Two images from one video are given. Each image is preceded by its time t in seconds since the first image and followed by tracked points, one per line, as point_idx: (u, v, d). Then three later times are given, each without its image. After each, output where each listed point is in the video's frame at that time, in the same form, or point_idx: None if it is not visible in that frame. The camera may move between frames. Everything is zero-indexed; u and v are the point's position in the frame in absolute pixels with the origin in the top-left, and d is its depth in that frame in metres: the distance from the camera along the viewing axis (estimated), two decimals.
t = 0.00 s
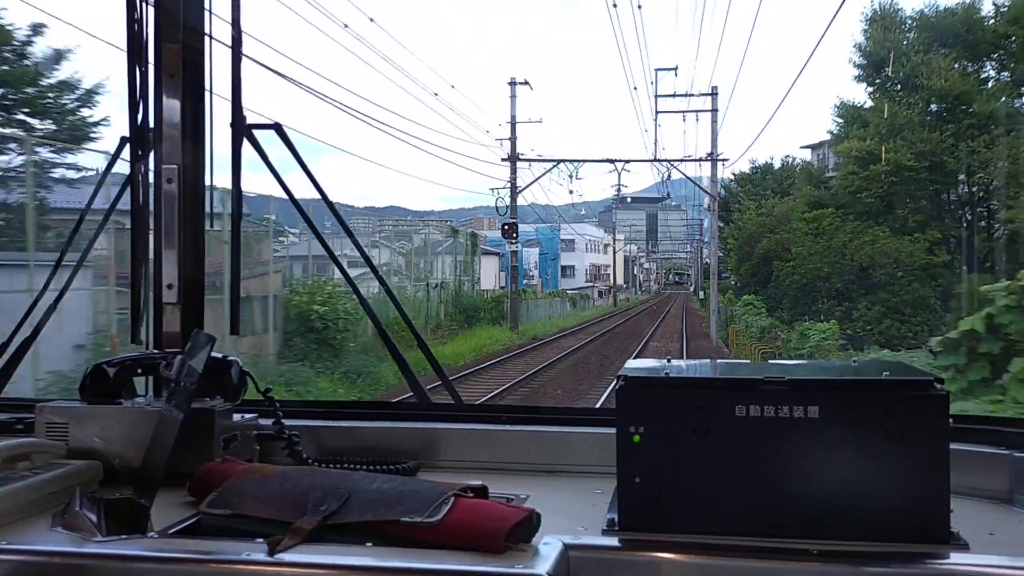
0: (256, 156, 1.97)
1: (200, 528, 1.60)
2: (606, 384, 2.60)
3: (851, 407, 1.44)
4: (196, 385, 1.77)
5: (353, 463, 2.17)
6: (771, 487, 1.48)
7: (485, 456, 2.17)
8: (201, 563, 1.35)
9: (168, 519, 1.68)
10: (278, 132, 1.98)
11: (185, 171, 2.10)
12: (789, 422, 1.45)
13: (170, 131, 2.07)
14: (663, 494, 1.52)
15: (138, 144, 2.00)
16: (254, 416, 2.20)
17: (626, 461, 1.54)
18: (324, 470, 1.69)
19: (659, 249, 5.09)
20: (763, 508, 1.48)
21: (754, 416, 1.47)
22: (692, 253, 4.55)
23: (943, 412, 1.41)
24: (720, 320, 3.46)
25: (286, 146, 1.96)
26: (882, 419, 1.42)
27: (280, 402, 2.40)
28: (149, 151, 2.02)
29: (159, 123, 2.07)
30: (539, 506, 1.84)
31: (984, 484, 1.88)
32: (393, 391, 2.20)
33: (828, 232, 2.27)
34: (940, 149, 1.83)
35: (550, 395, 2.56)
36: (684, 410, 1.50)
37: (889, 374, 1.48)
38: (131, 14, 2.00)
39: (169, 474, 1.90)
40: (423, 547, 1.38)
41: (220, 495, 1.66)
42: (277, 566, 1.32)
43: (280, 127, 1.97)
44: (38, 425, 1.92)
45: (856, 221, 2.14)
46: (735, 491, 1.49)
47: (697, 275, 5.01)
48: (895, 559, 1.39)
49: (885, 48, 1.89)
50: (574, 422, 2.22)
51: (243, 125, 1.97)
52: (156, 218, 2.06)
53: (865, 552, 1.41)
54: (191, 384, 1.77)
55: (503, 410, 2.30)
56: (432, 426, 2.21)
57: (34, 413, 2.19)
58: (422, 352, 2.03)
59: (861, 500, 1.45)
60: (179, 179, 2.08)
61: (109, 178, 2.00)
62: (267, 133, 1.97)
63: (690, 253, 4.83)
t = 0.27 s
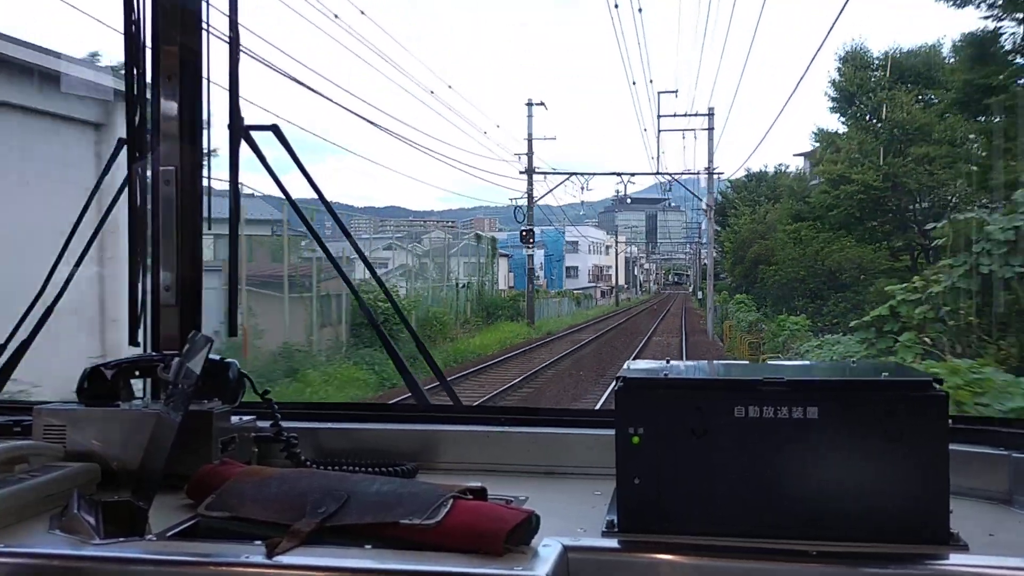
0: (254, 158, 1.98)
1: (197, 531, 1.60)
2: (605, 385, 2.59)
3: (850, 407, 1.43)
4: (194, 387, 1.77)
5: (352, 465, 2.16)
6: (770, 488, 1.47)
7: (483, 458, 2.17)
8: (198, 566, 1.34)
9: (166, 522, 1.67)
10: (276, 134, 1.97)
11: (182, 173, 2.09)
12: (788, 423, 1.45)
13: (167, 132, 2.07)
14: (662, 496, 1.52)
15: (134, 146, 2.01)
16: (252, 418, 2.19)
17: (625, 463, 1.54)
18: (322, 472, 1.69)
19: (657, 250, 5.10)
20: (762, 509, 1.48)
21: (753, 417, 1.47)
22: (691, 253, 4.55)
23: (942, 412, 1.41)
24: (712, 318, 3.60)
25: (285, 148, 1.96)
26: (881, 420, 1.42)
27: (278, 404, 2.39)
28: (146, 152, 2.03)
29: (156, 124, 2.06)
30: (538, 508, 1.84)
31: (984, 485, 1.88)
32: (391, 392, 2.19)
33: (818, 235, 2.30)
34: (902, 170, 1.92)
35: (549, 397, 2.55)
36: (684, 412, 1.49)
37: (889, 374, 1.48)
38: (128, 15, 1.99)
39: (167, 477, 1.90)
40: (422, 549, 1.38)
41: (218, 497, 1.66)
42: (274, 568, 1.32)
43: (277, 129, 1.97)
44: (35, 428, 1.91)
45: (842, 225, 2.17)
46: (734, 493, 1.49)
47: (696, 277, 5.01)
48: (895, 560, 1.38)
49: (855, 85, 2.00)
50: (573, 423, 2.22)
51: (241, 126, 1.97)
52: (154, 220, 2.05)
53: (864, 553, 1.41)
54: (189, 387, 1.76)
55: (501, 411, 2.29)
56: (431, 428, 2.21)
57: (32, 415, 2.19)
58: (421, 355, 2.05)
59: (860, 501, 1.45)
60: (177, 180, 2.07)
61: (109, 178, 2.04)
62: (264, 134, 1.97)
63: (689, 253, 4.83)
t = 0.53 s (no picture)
0: (255, 164, 2.00)
1: (199, 535, 1.60)
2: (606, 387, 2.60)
3: (851, 408, 1.43)
4: (195, 392, 1.76)
5: (354, 468, 2.16)
6: (771, 490, 1.47)
7: (485, 460, 2.17)
8: (200, 569, 1.34)
9: (168, 526, 1.67)
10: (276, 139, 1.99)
11: (183, 177, 2.10)
12: (789, 424, 1.45)
13: (168, 137, 2.07)
14: (664, 497, 1.52)
15: (134, 151, 2.00)
16: (254, 421, 2.19)
17: (626, 464, 1.54)
18: (323, 475, 1.69)
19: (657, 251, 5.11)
20: (763, 509, 1.48)
21: (754, 418, 1.47)
22: (692, 254, 4.56)
23: (943, 412, 1.41)
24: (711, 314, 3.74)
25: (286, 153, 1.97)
26: (882, 420, 1.42)
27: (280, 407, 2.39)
28: (146, 158, 2.02)
29: (156, 129, 2.07)
30: (540, 510, 1.84)
31: (986, 484, 1.88)
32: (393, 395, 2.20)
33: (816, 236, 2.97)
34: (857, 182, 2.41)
35: (550, 399, 2.56)
36: (685, 413, 1.49)
37: (890, 375, 1.48)
38: (128, 20, 2.00)
39: (169, 481, 1.90)
40: (423, 552, 1.38)
41: (220, 501, 1.66)
42: (276, 572, 1.32)
43: (278, 135, 1.99)
44: (36, 433, 1.91)
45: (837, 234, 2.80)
46: (736, 493, 1.49)
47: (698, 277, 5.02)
48: (896, 561, 1.38)
49: (829, 118, 2.58)
50: (574, 425, 2.22)
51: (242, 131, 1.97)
52: (154, 224, 2.07)
53: (866, 553, 1.41)
54: (190, 392, 1.75)
55: (503, 414, 2.29)
56: (433, 430, 2.21)
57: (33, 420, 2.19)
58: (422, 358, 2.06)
59: (862, 501, 1.45)
60: (177, 185, 2.08)
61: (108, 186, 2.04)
62: (265, 139, 1.98)
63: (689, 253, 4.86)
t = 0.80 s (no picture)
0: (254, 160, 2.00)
1: (198, 533, 1.60)
2: (606, 388, 2.60)
3: (850, 408, 1.44)
4: (195, 391, 1.76)
5: (353, 467, 2.16)
6: (770, 490, 1.48)
7: (484, 460, 2.17)
8: (199, 568, 1.34)
9: (167, 524, 1.67)
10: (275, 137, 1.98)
11: (183, 176, 2.10)
12: (788, 425, 1.45)
13: (168, 136, 2.07)
14: (662, 498, 1.52)
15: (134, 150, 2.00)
16: (253, 420, 2.19)
17: (625, 464, 1.54)
18: (322, 475, 1.69)
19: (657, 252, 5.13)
20: (762, 510, 1.48)
21: (754, 418, 1.47)
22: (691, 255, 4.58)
23: (941, 413, 1.41)
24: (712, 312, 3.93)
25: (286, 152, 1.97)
26: (880, 421, 1.43)
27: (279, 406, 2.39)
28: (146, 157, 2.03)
29: (157, 128, 2.07)
30: (538, 510, 1.84)
31: (984, 485, 1.88)
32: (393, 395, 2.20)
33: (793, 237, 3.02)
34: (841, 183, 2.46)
35: (549, 399, 2.56)
36: (684, 413, 1.50)
37: (889, 376, 1.48)
38: (128, 19, 2.00)
39: (168, 480, 1.90)
40: (422, 551, 1.38)
41: (219, 499, 1.66)
42: (275, 570, 1.32)
43: (278, 132, 1.97)
44: (35, 431, 1.91)
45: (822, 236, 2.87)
46: (734, 494, 1.49)
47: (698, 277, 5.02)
48: (895, 561, 1.38)
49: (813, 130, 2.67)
50: (574, 425, 2.22)
51: (242, 130, 1.97)
52: (154, 222, 2.07)
53: (864, 554, 1.41)
54: (189, 390, 1.75)
55: (503, 413, 2.30)
56: (432, 430, 2.21)
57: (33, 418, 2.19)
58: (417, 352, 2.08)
59: (860, 502, 1.45)
60: (177, 183, 2.08)
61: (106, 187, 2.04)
62: (265, 137, 1.98)
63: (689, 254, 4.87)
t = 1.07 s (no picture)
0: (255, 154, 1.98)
1: (196, 531, 1.60)
2: (605, 387, 2.60)
3: (849, 409, 1.43)
4: (194, 388, 1.77)
5: (352, 465, 2.16)
6: (770, 490, 1.47)
7: (482, 459, 2.16)
8: (197, 565, 1.34)
9: (165, 522, 1.67)
10: (276, 134, 1.97)
11: (183, 173, 2.10)
12: (788, 425, 1.45)
13: (168, 134, 2.08)
14: (662, 497, 1.52)
15: (135, 147, 1.99)
16: (252, 417, 2.19)
17: (625, 463, 1.54)
18: (320, 472, 1.68)
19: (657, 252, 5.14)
20: (761, 511, 1.48)
21: (754, 418, 1.47)
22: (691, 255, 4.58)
23: (941, 413, 1.41)
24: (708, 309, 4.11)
25: (287, 148, 1.96)
26: (880, 421, 1.42)
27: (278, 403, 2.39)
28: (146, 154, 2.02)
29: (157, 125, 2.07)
30: (538, 509, 1.83)
31: (984, 487, 1.88)
32: (392, 393, 2.20)
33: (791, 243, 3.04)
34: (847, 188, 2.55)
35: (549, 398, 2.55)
36: (683, 412, 1.49)
37: (890, 376, 1.48)
38: (129, 15, 2.00)
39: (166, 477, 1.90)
40: (420, 550, 1.38)
41: (217, 497, 1.66)
42: (273, 568, 1.32)
43: (278, 129, 1.97)
44: (35, 427, 1.92)
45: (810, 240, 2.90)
46: (733, 494, 1.49)
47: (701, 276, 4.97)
48: (894, 562, 1.38)
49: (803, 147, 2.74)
50: (573, 424, 2.22)
51: (242, 128, 1.96)
52: (153, 220, 2.07)
53: (864, 555, 1.41)
54: (189, 387, 1.77)
55: (502, 412, 2.29)
56: (431, 428, 2.21)
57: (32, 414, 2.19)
58: (421, 355, 2.06)
59: (859, 503, 1.45)
60: (177, 181, 2.09)
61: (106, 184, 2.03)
62: (266, 135, 1.97)
63: (688, 254, 4.88)
